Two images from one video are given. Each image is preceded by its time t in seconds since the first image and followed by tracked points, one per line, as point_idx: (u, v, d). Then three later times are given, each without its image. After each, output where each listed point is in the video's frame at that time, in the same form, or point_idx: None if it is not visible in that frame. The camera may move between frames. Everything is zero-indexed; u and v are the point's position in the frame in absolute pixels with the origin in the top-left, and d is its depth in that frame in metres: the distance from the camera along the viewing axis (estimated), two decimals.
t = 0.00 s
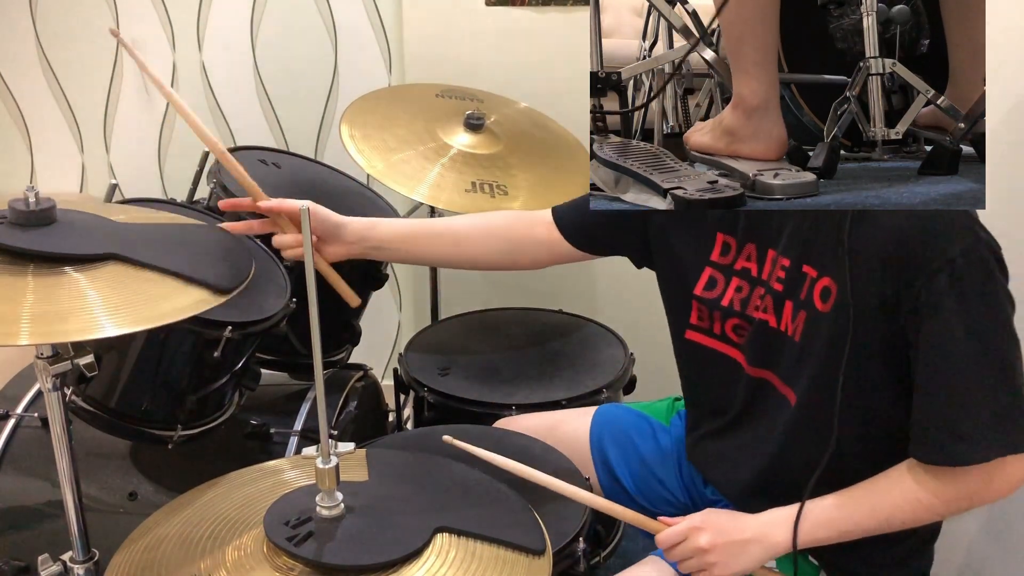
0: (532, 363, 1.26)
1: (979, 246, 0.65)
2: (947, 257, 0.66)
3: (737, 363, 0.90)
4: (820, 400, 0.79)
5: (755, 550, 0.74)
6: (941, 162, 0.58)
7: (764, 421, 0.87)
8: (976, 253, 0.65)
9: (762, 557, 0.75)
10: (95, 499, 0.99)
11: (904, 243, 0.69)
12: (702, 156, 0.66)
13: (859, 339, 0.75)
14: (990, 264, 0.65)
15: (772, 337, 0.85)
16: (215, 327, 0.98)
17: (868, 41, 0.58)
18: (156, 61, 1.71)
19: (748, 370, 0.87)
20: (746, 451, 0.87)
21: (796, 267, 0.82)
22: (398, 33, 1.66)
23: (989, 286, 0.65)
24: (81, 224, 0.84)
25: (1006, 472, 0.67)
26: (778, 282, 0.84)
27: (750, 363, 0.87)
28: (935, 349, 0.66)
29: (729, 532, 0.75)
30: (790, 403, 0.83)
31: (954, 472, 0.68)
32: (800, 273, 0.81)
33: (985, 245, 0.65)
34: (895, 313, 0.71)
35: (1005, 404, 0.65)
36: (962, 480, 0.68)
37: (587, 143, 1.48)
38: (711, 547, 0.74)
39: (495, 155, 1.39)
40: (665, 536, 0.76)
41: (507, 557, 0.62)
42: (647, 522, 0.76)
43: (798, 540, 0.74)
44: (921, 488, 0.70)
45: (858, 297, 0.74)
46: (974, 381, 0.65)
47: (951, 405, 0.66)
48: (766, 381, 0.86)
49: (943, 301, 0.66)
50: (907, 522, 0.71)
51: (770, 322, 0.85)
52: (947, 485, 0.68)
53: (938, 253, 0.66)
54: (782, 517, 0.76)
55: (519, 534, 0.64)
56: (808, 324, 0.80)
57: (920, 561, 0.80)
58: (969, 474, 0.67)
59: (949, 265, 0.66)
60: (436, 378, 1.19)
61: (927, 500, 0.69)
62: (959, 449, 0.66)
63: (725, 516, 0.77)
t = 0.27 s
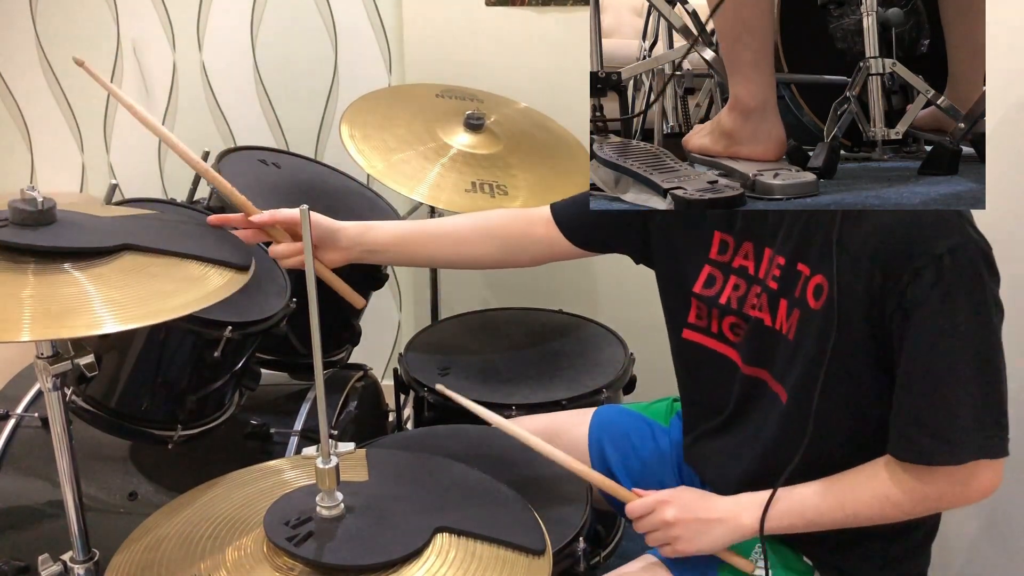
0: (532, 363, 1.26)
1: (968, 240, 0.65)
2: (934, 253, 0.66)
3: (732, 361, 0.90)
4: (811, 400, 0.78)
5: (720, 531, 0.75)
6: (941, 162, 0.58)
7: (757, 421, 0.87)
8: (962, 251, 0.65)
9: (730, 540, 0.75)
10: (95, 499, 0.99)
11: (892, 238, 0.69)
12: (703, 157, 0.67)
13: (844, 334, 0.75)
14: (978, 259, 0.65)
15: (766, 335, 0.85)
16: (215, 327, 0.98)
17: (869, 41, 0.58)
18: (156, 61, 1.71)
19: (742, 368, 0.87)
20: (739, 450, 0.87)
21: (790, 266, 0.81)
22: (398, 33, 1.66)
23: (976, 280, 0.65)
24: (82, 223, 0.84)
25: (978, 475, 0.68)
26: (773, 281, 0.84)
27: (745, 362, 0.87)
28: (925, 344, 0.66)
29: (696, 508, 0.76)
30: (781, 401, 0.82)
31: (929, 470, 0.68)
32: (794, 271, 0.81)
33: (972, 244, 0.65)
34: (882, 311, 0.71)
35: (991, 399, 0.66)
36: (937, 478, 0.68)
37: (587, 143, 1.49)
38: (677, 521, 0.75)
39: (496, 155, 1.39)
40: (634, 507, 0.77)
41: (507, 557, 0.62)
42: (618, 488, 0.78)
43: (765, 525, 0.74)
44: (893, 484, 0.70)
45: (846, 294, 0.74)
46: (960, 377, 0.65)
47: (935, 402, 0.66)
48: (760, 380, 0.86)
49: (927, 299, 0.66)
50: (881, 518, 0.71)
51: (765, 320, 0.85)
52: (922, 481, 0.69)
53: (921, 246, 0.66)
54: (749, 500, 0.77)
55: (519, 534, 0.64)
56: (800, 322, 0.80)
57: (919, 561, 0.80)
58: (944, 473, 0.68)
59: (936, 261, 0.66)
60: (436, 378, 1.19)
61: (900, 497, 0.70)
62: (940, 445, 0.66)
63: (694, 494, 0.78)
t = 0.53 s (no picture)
0: (532, 363, 1.26)
1: (974, 252, 0.62)
2: (938, 263, 0.63)
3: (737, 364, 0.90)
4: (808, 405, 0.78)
5: (720, 537, 0.75)
6: (941, 162, 0.58)
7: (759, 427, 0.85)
8: (964, 262, 0.63)
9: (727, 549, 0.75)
10: (95, 499, 0.99)
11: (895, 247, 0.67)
12: (705, 159, 0.66)
13: (844, 344, 0.73)
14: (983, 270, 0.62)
15: (768, 340, 0.84)
16: (215, 327, 0.97)
17: (869, 41, 0.57)
18: (156, 61, 1.71)
19: (744, 372, 0.87)
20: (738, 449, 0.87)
21: (796, 269, 0.81)
22: (398, 33, 1.67)
23: (981, 293, 0.63)
24: (82, 224, 0.83)
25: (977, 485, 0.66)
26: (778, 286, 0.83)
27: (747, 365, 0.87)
28: (924, 357, 0.64)
29: (692, 515, 0.76)
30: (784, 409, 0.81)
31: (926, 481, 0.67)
32: (800, 274, 0.80)
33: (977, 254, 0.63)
34: (883, 320, 0.70)
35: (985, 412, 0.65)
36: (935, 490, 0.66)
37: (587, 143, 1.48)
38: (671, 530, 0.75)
39: (496, 156, 1.39)
40: (628, 514, 0.77)
41: (507, 557, 0.62)
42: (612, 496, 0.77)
43: (763, 533, 0.74)
44: (892, 492, 0.69)
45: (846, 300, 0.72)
46: (959, 392, 0.63)
47: (934, 416, 0.65)
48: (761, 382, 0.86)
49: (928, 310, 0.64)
50: (878, 529, 0.70)
51: (770, 324, 0.84)
52: (919, 493, 0.67)
53: (924, 258, 0.65)
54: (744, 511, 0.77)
55: (519, 534, 0.64)
56: (805, 327, 0.78)
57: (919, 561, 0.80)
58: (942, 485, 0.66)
59: (939, 273, 0.63)
60: (436, 378, 1.19)
61: (897, 508, 0.68)
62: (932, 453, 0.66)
63: (688, 502, 0.78)
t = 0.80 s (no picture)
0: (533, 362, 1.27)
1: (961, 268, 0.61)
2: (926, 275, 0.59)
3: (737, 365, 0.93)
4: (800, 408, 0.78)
5: (723, 569, 0.73)
6: (942, 162, 0.59)
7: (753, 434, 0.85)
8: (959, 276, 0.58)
9: None
10: (95, 499, 0.99)
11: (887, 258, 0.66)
12: (706, 158, 0.66)
13: (833, 357, 0.73)
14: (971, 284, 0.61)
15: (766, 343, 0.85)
16: (215, 327, 0.97)
17: (869, 40, 0.58)
18: (155, 61, 1.71)
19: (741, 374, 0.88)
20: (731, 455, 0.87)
21: (796, 276, 0.81)
22: (397, 32, 1.66)
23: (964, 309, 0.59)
24: (81, 224, 0.83)
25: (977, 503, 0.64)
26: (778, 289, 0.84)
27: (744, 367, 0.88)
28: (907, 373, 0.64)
29: (696, 548, 0.73)
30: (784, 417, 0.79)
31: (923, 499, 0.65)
32: (797, 281, 0.81)
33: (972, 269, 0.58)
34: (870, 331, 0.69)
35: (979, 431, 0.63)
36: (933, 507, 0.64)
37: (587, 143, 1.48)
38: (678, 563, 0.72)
39: (496, 155, 1.39)
40: (630, 552, 0.73)
41: (508, 557, 0.62)
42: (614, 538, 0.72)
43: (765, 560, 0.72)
44: (889, 512, 0.67)
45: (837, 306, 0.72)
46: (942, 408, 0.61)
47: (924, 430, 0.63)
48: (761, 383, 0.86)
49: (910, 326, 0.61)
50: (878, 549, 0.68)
51: (769, 327, 0.85)
52: (918, 511, 0.65)
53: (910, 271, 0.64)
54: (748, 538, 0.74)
55: (519, 533, 0.64)
56: (797, 330, 0.79)
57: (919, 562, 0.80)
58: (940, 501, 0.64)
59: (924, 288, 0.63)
60: (436, 378, 1.18)
61: (897, 527, 0.66)
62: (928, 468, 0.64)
63: (691, 534, 0.75)
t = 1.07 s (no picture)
0: (533, 362, 1.27)
1: (921, 271, 0.63)
2: (886, 280, 0.65)
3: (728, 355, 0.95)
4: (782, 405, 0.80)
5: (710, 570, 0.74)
6: (940, 162, 0.58)
7: (748, 432, 0.87)
8: (917, 280, 0.63)
9: None
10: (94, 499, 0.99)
11: (861, 258, 0.67)
12: (706, 158, 0.66)
13: (807, 353, 0.75)
14: (934, 286, 0.62)
15: (758, 330, 0.88)
16: (215, 327, 0.97)
17: (869, 40, 0.57)
18: (156, 61, 1.71)
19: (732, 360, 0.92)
20: (728, 456, 0.88)
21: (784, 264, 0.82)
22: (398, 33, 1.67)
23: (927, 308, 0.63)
24: (82, 224, 0.83)
25: (953, 502, 0.65)
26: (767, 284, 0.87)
27: (735, 354, 0.91)
28: (866, 369, 0.66)
29: (682, 551, 0.75)
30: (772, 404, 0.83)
31: (899, 495, 0.66)
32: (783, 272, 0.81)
33: (932, 272, 0.62)
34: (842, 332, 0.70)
35: (946, 432, 0.63)
36: (908, 506, 0.66)
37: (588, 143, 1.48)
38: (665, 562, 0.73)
39: (496, 155, 1.39)
40: (619, 553, 0.74)
41: (508, 557, 0.62)
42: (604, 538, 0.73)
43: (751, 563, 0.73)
44: (867, 512, 0.68)
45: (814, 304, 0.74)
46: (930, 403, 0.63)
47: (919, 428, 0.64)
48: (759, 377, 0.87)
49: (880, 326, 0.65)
50: (857, 551, 0.69)
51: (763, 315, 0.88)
52: (893, 511, 0.66)
53: (876, 273, 0.65)
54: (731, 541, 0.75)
55: (519, 533, 0.64)
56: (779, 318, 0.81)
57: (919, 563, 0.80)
58: (915, 500, 0.65)
59: (886, 289, 0.65)
60: (436, 378, 1.18)
61: (873, 527, 0.67)
62: (917, 469, 0.64)
63: (678, 537, 0.77)
